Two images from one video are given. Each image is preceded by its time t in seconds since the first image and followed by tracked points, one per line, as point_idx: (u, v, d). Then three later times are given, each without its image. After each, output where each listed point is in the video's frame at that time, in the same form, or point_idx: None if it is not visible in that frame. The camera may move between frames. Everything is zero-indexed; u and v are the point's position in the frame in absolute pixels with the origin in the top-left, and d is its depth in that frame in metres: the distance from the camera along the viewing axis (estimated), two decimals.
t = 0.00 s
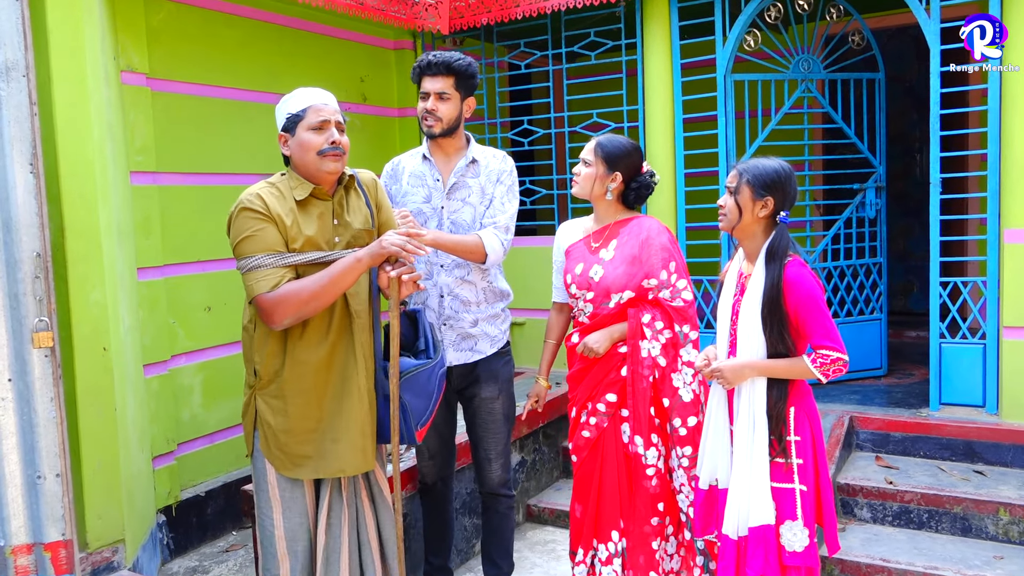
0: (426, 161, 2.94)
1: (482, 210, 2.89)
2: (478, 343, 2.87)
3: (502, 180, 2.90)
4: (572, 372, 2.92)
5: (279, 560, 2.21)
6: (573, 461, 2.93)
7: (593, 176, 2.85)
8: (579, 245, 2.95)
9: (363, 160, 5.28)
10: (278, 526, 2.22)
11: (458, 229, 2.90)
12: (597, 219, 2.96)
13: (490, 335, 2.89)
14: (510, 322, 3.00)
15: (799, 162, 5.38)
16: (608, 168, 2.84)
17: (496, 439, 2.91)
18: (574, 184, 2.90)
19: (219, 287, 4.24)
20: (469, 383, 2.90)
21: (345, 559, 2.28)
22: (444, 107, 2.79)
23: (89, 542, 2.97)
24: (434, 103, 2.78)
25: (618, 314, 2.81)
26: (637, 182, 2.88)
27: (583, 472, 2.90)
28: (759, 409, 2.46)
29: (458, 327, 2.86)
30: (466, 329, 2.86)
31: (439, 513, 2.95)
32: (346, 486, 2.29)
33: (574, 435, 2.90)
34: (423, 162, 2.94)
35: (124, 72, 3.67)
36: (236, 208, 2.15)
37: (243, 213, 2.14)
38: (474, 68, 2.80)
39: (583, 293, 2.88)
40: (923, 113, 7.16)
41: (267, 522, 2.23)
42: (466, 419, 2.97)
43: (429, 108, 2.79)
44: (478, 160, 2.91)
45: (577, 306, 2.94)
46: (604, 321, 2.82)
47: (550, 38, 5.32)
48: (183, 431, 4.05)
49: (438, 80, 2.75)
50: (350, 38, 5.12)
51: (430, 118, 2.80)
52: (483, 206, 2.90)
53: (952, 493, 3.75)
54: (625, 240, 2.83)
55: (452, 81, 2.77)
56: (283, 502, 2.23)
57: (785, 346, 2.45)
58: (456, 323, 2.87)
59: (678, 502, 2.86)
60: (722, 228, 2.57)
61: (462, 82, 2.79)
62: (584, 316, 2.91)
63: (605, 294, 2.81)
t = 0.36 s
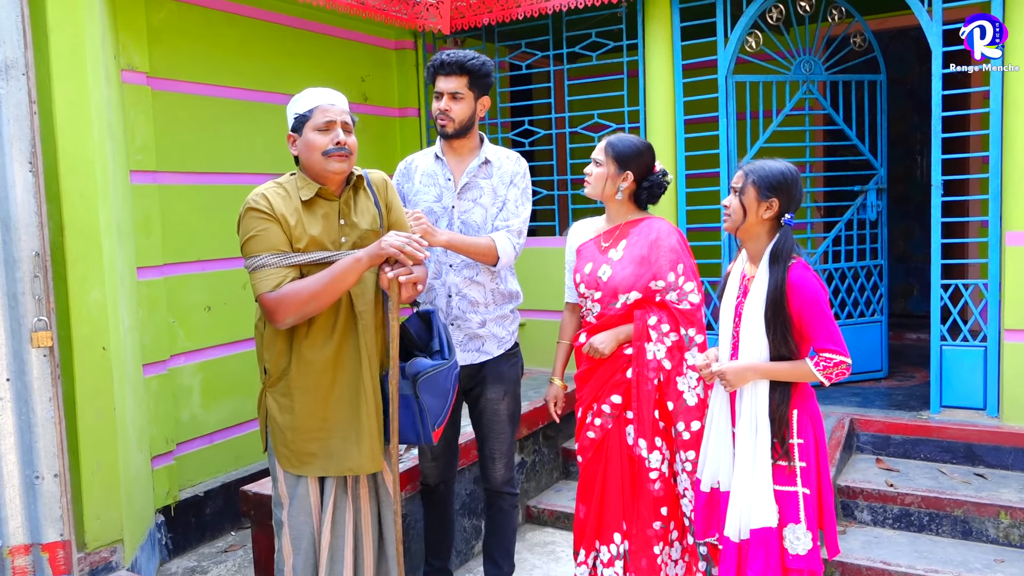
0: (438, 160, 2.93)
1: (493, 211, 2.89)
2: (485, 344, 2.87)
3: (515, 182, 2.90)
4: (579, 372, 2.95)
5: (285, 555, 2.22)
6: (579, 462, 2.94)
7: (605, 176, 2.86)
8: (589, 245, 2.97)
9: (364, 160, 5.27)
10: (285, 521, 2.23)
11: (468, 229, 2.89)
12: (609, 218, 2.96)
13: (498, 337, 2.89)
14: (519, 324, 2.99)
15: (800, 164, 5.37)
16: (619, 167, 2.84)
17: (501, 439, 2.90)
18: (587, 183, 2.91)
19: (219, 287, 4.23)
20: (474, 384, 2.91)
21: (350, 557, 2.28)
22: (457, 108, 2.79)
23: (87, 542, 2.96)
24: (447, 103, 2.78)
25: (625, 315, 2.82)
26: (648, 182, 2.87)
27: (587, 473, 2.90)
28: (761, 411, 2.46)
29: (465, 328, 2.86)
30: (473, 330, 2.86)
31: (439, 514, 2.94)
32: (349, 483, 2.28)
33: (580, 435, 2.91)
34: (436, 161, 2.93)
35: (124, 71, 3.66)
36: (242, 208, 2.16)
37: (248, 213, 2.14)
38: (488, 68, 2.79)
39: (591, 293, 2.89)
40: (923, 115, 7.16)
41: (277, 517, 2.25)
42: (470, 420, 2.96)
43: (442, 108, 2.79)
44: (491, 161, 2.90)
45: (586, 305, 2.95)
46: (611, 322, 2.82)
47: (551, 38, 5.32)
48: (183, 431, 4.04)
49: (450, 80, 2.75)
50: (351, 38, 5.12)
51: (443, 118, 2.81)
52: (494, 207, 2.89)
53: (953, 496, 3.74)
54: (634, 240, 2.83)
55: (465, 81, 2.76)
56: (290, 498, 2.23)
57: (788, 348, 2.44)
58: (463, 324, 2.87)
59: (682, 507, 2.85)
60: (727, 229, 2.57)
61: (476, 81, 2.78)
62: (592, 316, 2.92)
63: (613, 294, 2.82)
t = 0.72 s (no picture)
0: (451, 162, 2.94)
1: (503, 212, 2.88)
2: (494, 345, 2.86)
3: (525, 183, 2.88)
4: (585, 372, 2.96)
5: (290, 553, 2.21)
6: (582, 462, 2.94)
7: (616, 176, 2.86)
8: (599, 245, 2.96)
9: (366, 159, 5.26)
10: (289, 520, 2.22)
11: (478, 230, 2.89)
12: (619, 220, 2.96)
13: (508, 338, 2.88)
14: (530, 325, 2.98)
15: (802, 166, 5.37)
16: (631, 167, 2.84)
17: (509, 439, 2.91)
18: (597, 185, 2.91)
19: (220, 285, 4.23)
20: (483, 384, 2.91)
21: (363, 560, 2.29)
22: (463, 109, 2.78)
23: (87, 540, 2.96)
24: (453, 105, 2.78)
25: (631, 317, 2.82)
26: (660, 181, 2.88)
27: (590, 474, 2.90)
28: (764, 414, 2.45)
29: (475, 329, 2.85)
30: (483, 331, 2.85)
31: (441, 515, 2.94)
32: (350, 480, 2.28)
33: (584, 436, 2.92)
34: (448, 163, 2.95)
35: (127, 68, 3.66)
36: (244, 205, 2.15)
37: (250, 210, 2.13)
38: (495, 67, 2.78)
39: (598, 293, 2.90)
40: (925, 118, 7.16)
41: (280, 516, 2.23)
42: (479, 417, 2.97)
43: (448, 110, 2.79)
44: (503, 162, 2.89)
45: (594, 305, 2.96)
46: (617, 323, 2.84)
47: (554, 39, 5.31)
48: (183, 429, 4.03)
49: (456, 80, 2.75)
50: (354, 37, 5.11)
51: (450, 119, 2.81)
52: (505, 208, 2.88)
53: (953, 499, 3.73)
54: (644, 241, 2.83)
55: (471, 82, 2.75)
56: (292, 496, 2.22)
57: (791, 351, 2.43)
58: (473, 324, 2.86)
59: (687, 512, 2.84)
60: (731, 229, 2.56)
61: (482, 81, 2.77)
62: (599, 317, 2.93)
63: (619, 295, 2.82)
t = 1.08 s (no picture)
0: (459, 162, 2.94)
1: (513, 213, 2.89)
2: (502, 347, 2.86)
3: (530, 179, 2.86)
4: (592, 373, 2.96)
5: (281, 556, 2.20)
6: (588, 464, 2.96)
7: (628, 179, 2.85)
8: (607, 247, 2.97)
9: (369, 159, 5.26)
10: (281, 523, 2.22)
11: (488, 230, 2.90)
12: (627, 222, 2.96)
13: (516, 340, 2.87)
14: (538, 326, 2.96)
15: (806, 168, 5.36)
16: (642, 168, 2.84)
17: (515, 440, 2.91)
18: (609, 188, 2.90)
19: (223, 285, 4.22)
20: (490, 384, 2.91)
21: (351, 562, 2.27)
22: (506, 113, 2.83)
23: (89, 539, 2.96)
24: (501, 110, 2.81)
25: (637, 319, 2.82)
26: (670, 181, 2.89)
27: (596, 475, 2.92)
28: (769, 415, 2.45)
29: (483, 330, 2.85)
30: (491, 332, 2.85)
31: (446, 516, 2.95)
32: (344, 482, 2.27)
33: (591, 438, 2.93)
34: (456, 163, 2.94)
35: (132, 67, 3.66)
36: (243, 207, 2.15)
37: (249, 212, 2.13)
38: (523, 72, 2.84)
39: (605, 296, 2.92)
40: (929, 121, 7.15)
41: (271, 518, 2.23)
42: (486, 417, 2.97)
43: (498, 116, 2.80)
44: (510, 162, 2.91)
45: (602, 308, 2.97)
46: (623, 326, 2.85)
47: (558, 39, 5.31)
48: (185, 429, 4.03)
49: (502, 86, 2.77)
50: (358, 37, 5.11)
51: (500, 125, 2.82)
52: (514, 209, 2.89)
53: (957, 502, 3.72)
54: (650, 243, 2.83)
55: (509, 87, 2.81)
56: (284, 497, 2.22)
57: (797, 353, 2.43)
58: (482, 325, 2.86)
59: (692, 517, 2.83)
60: (736, 233, 2.56)
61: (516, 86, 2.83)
62: (607, 318, 2.94)
63: (625, 297, 2.83)
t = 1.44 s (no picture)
0: (449, 163, 2.91)
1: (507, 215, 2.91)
2: (498, 347, 2.87)
3: (524, 184, 2.92)
4: (600, 376, 2.97)
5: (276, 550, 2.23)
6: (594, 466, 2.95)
7: (632, 180, 2.85)
8: (612, 251, 2.96)
9: (373, 160, 5.26)
10: (278, 518, 2.24)
11: (482, 231, 2.91)
12: (631, 225, 2.96)
13: (511, 339, 2.89)
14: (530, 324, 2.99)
15: (810, 169, 5.36)
16: (647, 170, 2.84)
17: (512, 438, 2.93)
18: (612, 190, 2.90)
19: (228, 286, 4.23)
20: (486, 385, 2.91)
21: (338, 559, 2.24)
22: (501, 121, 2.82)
23: (95, 540, 2.95)
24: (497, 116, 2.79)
25: (643, 322, 2.84)
26: (675, 183, 2.89)
27: (601, 477, 2.91)
28: (777, 417, 2.45)
29: (479, 332, 2.85)
30: (487, 334, 2.85)
31: (448, 516, 2.94)
32: (342, 484, 2.25)
33: (597, 440, 2.94)
34: (446, 164, 2.92)
35: (137, 68, 3.66)
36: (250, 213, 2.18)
37: (255, 218, 2.16)
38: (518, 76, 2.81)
39: (611, 300, 2.91)
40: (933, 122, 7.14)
41: (270, 512, 2.26)
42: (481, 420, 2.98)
43: (490, 121, 2.77)
44: (502, 164, 2.92)
45: (607, 311, 2.97)
46: (630, 329, 2.87)
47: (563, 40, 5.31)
48: (190, 429, 4.03)
49: (498, 92, 2.74)
50: (362, 38, 5.11)
51: (490, 130, 2.79)
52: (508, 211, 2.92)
53: (962, 505, 3.72)
54: (654, 246, 2.82)
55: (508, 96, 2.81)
56: (284, 493, 2.24)
57: (805, 354, 2.42)
58: (478, 328, 2.86)
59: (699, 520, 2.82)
60: (742, 235, 2.56)
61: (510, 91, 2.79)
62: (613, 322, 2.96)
63: (631, 301, 2.83)
